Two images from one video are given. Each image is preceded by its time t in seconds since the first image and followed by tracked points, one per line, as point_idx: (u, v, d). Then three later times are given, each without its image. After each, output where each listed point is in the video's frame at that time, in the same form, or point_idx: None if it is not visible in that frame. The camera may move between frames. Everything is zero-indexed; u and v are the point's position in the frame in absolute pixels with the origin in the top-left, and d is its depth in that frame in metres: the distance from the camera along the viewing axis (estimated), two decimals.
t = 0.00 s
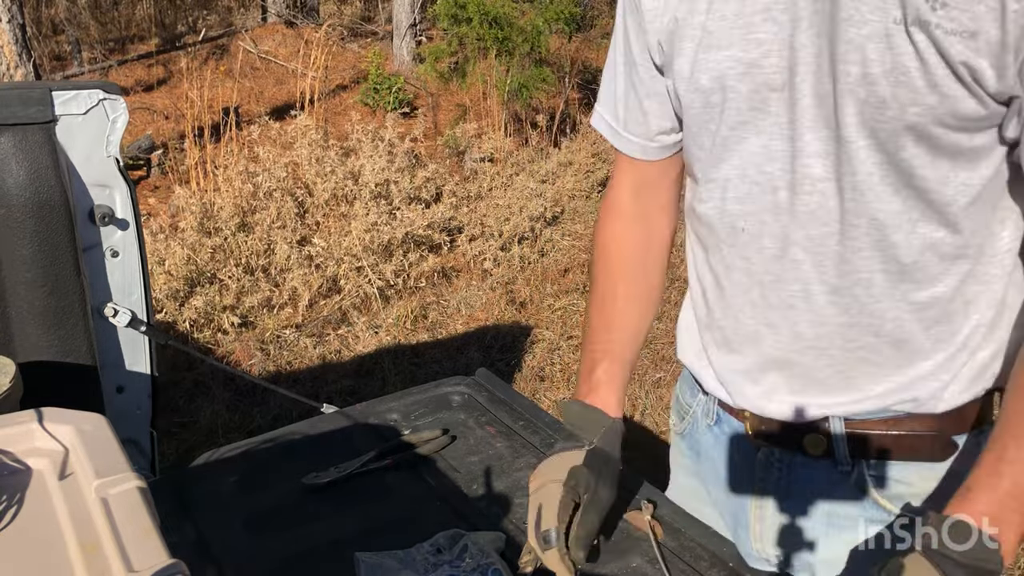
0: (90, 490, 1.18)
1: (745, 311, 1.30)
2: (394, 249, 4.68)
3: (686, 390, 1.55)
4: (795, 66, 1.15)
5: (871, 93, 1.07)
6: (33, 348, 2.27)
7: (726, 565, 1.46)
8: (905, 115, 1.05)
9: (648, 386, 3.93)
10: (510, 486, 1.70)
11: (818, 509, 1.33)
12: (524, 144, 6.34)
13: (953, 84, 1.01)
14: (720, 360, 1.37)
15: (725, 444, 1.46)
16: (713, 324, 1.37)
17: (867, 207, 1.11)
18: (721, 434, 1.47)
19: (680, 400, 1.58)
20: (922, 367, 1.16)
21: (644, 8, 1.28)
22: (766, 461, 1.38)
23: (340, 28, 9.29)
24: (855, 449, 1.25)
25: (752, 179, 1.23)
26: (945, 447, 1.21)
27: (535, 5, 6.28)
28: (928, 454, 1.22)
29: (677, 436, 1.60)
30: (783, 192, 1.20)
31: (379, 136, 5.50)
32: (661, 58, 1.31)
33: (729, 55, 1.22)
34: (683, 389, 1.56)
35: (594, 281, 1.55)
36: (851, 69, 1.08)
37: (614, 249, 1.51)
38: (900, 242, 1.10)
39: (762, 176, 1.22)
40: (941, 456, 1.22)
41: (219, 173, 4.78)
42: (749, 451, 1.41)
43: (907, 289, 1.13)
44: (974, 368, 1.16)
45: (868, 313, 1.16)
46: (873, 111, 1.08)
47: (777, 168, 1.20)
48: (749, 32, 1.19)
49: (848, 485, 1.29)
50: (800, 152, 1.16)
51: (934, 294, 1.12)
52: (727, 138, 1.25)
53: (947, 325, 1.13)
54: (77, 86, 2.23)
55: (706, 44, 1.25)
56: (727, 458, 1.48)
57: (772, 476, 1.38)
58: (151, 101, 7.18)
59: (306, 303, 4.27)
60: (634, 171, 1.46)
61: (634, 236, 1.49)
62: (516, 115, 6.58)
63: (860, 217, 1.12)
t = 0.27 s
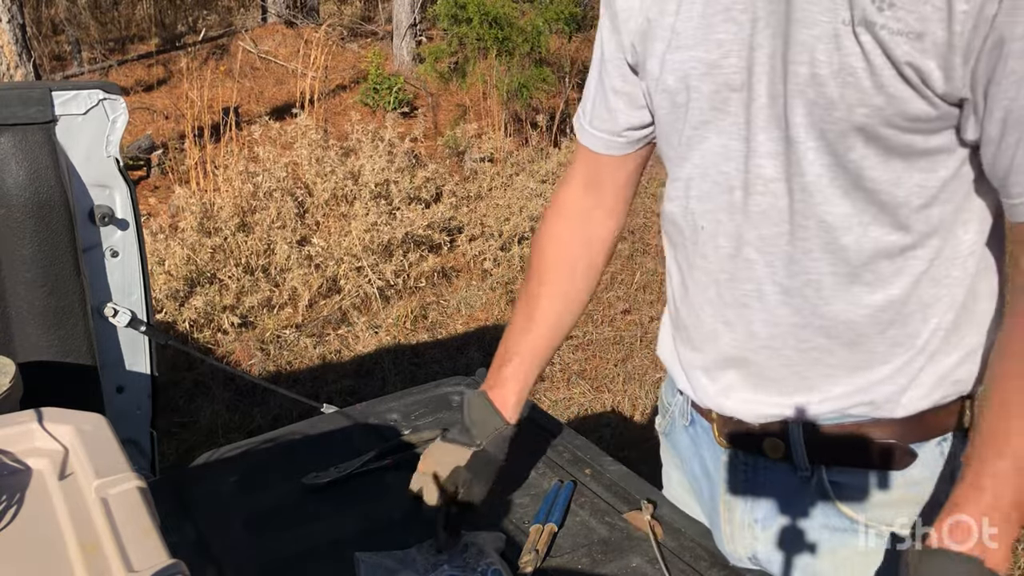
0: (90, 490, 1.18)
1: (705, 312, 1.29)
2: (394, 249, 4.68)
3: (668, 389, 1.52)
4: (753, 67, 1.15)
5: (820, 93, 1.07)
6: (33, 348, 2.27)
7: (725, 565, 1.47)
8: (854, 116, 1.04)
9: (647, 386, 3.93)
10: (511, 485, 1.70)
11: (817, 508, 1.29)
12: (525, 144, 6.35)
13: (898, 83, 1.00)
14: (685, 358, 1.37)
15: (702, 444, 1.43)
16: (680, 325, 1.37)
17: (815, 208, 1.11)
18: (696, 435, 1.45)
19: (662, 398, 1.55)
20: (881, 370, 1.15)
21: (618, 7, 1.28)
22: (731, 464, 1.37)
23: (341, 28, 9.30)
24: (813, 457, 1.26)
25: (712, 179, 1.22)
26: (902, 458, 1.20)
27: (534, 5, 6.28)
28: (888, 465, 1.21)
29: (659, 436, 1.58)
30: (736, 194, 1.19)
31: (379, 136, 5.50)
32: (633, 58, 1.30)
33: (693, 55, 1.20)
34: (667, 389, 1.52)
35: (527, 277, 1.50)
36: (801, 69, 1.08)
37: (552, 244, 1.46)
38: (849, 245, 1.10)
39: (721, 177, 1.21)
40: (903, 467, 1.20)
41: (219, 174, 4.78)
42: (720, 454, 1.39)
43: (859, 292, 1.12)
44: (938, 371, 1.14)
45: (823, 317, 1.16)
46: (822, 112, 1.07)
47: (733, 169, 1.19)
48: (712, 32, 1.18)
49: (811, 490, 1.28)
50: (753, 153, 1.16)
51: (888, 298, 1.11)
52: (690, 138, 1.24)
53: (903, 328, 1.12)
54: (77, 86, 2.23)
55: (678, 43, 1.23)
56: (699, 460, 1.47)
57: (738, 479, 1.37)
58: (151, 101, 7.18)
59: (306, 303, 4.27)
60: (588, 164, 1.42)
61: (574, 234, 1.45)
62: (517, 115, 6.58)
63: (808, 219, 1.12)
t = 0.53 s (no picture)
0: (90, 490, 1.18)
1: (703, 316, 1.29)
2: (394, 249, 4.68)
3: (666, 392, 1.52)
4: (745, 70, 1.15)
5: (810, 94, 1.07)
6: (32, 348, 2.27)
7: (725, 565, 1.48)
8: (846, 117, 1.04)
9: (647, 386, 3.93)
10: (510, 486, 1.70)
11: (817, 510, 1.29)
12: (525, 144, 6.35)
13: (889, 81, 0.99)
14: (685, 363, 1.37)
15: (701, 447, 1.43)
16: (679, 330, 1.37)
17: (808, 212, 1.11)
18: (695, 438, 1.45)
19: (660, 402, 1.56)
20: (878, 373, 1.15)
21: (606, 17, 1.30)
22: (731, 468, 1.37)
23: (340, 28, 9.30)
24: (813, 461, 1.26)
25: (705, 185, 1.23)
26: (903, 461, 1.19)
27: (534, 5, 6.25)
28: (888, 468, 1.21)
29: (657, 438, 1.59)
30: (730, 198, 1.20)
31: (379, 136, 5.50)
32: (621, 67, 1.32)
33: (681, 62, 1.22)
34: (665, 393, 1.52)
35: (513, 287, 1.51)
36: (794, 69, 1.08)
37: (539, 251, 1.48)
38: (844, 248, 1.09)
39: (715, 181, 1.21)
40: (903, 470, 1.20)
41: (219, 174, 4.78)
42: (719, 457, 1.39)
43: (855, 295, 1.12)
44: (937, 373, 1.15)
45: (818, 320, 1.16)
46: (814, 114, 1.07)
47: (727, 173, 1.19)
48: (699, 37, 1.19)
49: (810, 493, 1.28)
50: (745, 158, 1.17)
51: (884, 299, 1.11)
52: (681, 145, 1.25)
53: (900, 330, 1.12)
54: (78, 86, 2.23)
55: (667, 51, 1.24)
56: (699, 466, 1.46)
57: (738, 483, 1.37)
58: (151, 101, 7.18)
59: (306, 303, 4.27)
60: (572, 173, 1.44)
61: (561, 241, 1.47)
62: (517, 115, 6.58)
63: (802, 223, 1.12)
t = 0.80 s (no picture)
0: (90, 491, 1.18)
1: (712, 316, 1.28)
2: (394, 249, 4.68)
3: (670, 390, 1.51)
4: (761, 68, 1.14)
5: (833, 94, 1.07)
6: (33, 348, 2.28)
7: (725, 565, 1.49)
8: (869, 116, 1.05)
9: (647, 386, 3.93)
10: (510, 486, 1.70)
11: (818, 509, 1.28)
12: (525, 144, 6.36)
13: (913, 81, 1.01)
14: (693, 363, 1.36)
15: (705, 447, 1.42)
16: (685, 330, 1.36)
17: (827, 212, 1.11)
18: (700, 438, 1.43)
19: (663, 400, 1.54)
20: (892, 372, 1.16)
21: (613, 12, 1.28)
22: (735, 467, 1.36)
23: (341, 28, 9.30)
24: (819, 460, 1.24)
25: (718, 184, 1.21)
26: (908, 460, 1.19)
27: (534, 4, 6.24)
28: (893, 467, 1.21)
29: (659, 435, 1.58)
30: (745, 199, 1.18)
31: (379, 136, 5.50)
32: (628, 63, 1.30)
33: (696, 61, 1.20)
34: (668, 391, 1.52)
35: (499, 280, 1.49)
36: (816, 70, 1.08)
37: (525, 243, 1.46)
38: (863, 248, 1.10)
39: (728, 181, 1.20)
40: (907, 469, 1.21)
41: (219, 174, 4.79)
42: (723, 456, 1.38)
43: (868, 292, 1.13)
44: (945, 372, 1.16)
45: (832, 320, 1.16)
46: (837, 115, 1.07)
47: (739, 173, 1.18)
48: (715, 35, 1.18)
49: (815, 492, 1.27)
50: (760, 156, 1.15)
51: (898, 298, 1.12)
52: (695, 143, 1.23)
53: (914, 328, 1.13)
54: (78, 86, 2.23)
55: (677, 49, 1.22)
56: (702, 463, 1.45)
57: (742, 481, 1.36)
58: (151, 101, 7.18)
59: (306, 303, 4.27)
60: (563, 166, 1.42)
61: (548, 233, 1.45)
62: (517, 115, 6.58)
63: (821, 223, 1.12)
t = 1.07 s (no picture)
0: (90, 490, 1.18)
1: (722, 311, 1.29)
2: (393, 249, 4.68)
3: (674, 389, 1.55)
4: (778, 65, 1.15)
5: (855, 93, 1.07)
6: (33, 348, 2.27)
7: (727, 565, 1.46)
8: (890, 116, 1.05)
9: (648, 386, 3.93)
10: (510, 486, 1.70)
11: (818, 508, 1.30)
12: (524, 144, 6.36)
13: (935, 81, 1.01)
14: (701, 359, 1.38)
15: (710, 444, 1.46)
16: (694, 326, 1.37)
17: (845, 209, 1.11)
18: (705, 435, 1.47)
19: (668, 400, 1.59)
20: (902, 369, 1.16)
21: (631, 8, 1.31)
22: (742, 464, 1.38)
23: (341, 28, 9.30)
24: (825, 457, 1.26)
25: (732, 180, 1.22)
26: (916, 457, 1.21)
27: (534, 4, 6.26)
28: (899, 463, 1.22)
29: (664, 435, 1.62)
30: (760, 194, 1.18)
31: (379, 135, 5.49)
32: (646, 58, 1.33)
33: (712, 56, 1.22)
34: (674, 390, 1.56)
35: (528, 257, 1.61)
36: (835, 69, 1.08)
37: (551, 227, 1.58)
38: (881, 246, 1.10)
39: (743, 177, 1.20)
40: (912, 466, 1.21)
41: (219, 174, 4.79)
42: (727, 452, 1.41)
43: (882, 289, 1.13)
44: (953, 369, 1.16)
45: (845, 317, 1.16)
46: (857, 114, 1.07)
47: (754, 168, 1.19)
48: (733, 31, 1.19)
49: (823, 490, 1.29)
50: (777, 154, 1.16)
51: (909, 295, 1.12)
52: (709, 138, 1.24)
53: (925, 325, 1.13)
54: (78, 86, 2.23)
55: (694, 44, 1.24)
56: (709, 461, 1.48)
57: (749, 478, 1.38)
58: (151, 101, 7.18)
59: (306, 303, 4.27)
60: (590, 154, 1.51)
61: (571, 219, 1.55)
62: (517, 115, 6.58)
63: (838, 220, 1.12)
